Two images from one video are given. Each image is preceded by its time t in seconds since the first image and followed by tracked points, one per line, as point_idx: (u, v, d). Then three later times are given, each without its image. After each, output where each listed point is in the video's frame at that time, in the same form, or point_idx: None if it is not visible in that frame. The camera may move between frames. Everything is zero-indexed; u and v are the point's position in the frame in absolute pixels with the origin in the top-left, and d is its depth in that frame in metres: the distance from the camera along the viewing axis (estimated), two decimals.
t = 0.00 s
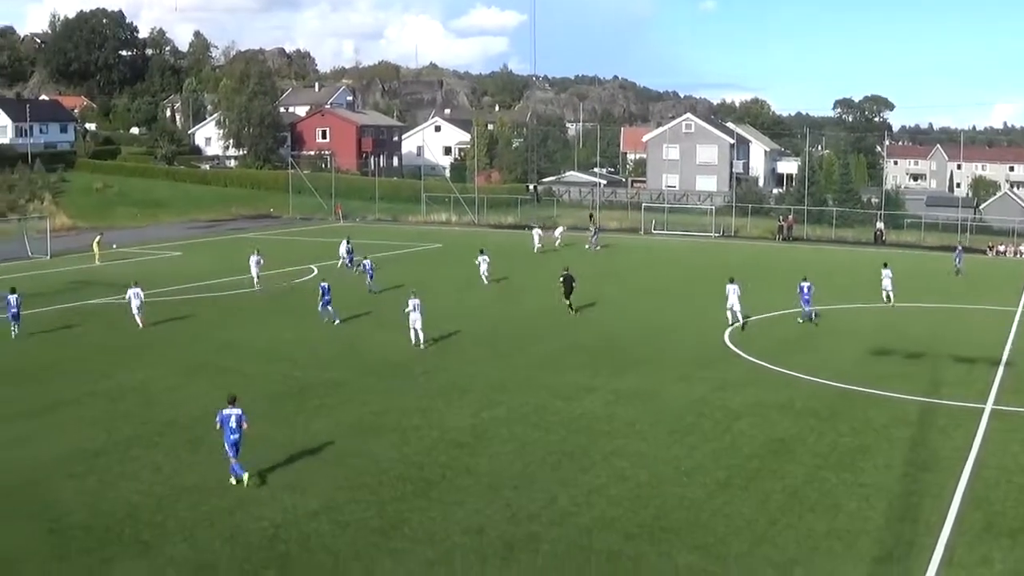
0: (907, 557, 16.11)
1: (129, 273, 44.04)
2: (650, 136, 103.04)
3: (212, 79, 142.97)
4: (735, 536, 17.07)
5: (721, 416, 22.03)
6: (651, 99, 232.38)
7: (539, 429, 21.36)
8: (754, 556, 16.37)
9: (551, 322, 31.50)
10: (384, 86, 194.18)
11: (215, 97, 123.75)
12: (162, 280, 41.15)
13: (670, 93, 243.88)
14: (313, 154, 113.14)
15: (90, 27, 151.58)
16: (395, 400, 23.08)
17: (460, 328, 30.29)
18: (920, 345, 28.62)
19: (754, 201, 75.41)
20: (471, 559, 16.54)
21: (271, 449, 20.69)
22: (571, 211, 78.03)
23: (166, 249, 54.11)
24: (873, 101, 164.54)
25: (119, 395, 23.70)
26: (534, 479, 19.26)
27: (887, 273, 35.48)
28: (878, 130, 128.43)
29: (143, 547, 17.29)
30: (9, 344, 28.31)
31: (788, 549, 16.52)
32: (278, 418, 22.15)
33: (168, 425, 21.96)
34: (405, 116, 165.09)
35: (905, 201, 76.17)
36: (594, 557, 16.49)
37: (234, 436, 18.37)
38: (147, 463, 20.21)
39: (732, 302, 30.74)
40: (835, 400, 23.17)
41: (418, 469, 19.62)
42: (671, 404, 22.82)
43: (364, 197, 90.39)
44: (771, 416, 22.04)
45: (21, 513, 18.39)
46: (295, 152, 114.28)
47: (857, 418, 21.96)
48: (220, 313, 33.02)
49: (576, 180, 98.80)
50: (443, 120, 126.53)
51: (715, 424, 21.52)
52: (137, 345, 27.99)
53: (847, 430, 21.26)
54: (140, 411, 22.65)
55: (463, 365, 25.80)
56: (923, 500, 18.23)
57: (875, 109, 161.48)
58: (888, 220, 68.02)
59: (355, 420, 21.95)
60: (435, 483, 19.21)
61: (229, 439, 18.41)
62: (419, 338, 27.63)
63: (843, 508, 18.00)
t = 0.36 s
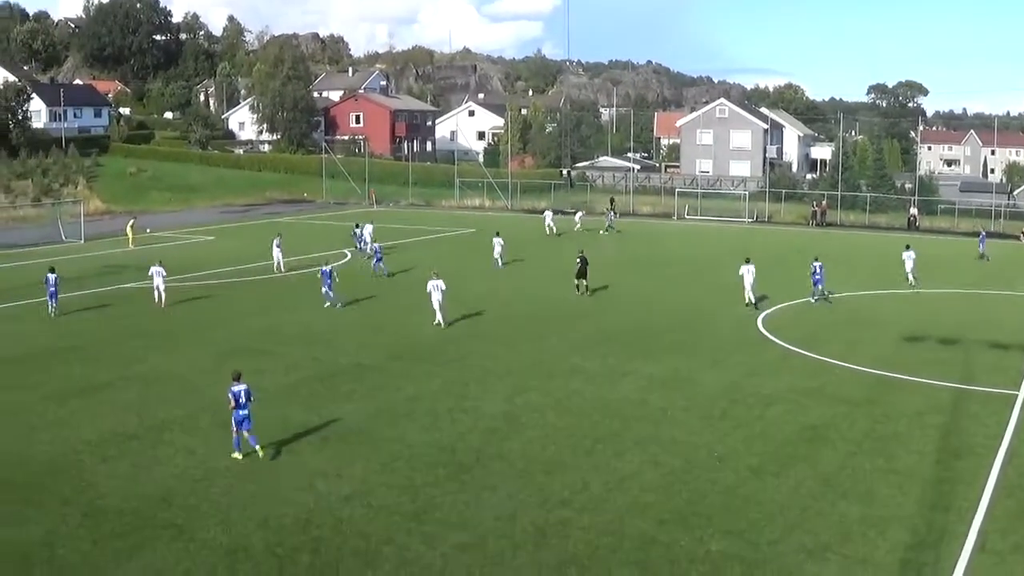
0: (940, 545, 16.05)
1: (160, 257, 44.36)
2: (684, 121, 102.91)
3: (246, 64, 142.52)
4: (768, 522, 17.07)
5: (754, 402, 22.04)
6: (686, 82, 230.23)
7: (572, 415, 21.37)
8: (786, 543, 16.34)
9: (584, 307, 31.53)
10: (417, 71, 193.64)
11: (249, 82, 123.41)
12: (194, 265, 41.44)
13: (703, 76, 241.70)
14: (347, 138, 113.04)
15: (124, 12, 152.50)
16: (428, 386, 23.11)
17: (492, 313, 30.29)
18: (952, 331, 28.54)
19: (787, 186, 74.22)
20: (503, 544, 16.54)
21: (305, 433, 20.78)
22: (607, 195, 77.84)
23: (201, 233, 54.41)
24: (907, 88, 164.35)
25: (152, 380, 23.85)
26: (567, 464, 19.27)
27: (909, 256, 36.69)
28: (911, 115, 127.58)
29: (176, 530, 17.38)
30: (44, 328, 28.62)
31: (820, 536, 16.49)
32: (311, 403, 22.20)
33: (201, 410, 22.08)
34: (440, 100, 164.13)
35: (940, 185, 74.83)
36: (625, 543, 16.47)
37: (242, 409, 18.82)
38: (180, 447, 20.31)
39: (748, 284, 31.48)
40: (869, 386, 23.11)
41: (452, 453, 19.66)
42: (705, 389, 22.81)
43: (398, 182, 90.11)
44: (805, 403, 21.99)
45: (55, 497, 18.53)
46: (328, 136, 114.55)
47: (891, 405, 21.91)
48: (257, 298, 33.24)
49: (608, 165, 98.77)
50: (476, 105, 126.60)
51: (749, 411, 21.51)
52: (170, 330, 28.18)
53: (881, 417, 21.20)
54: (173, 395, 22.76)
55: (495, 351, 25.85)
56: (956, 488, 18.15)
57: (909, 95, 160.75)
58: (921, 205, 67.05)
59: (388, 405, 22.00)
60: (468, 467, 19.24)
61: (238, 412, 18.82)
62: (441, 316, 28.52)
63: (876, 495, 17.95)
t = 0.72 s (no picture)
0: (965, 539, 15.99)
1: (185, 248, 44.54)
2: (711, 113, 102.94)
3: (273, 56, 142.08)
4: (792, 514, 17.04)
5: (779, 395, 22.03)
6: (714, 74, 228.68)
7: (596, 407, 21.38)
8: (811, 536, 16.30)
9: (610, 299, 31.54)
10: (444, 63, 193.11)
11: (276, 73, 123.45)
12: (218, 256, 41.59)
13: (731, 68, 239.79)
14: (373, 129, 113.44)
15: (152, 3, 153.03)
16: (453, 378, 23.17)
17: (517, 305, 30.34)
18: (978, 325, 28.41)
19: (814, 179, 73.57)
20: (528, 536, 16.53)
21: (330, 424, 20.84)
22: (634, 186, 77.51)
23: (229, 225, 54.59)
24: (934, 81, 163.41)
25: (177, 371, 23.97)
26: (592, 456, 19.28)
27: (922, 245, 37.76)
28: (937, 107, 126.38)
29: (201, 521, 17.43)
30: (71, 319, 28.85)
31: (844, 529, 16.45)
32: (335, 395, 22.27)
33: (226, 400, 22.17)
34: (465, 92, 163.61)
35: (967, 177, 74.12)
36: (650, 535, 16.46)
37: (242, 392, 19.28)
38: (205, 438, 20.39)
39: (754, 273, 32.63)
40: (894, 380, 23.07)
41: (476, 445, 19.68)
42: (729, 383, 22.80)
43: (425, 173, 89.68)
44: (830, 396, 21.96)
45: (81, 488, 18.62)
46: (354, 128, 115.00)
47: (916, 399, 21.85)
48: (284, 289, 33.43)
49: (635, 157, 98.82)
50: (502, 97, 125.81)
51: (774, 404, 21.51)
52: (195, 321, 28.32)
53: (906, 411, 21.14)
54: (198, 386, 22.85)
55: (519, 343, 25.89)
56: (982, 482, 18.07)
57: (936, 88, 159.76)
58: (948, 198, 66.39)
59: (413, 397, 22.05)
60: (493, 459, 19.25)
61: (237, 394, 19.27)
62: (456, 305, 29.27)
63: (900, 489, 17.90)
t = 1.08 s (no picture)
0: (990, 540, 15.90)
1: (208, 244, 44.72)
2: (735, 111, 102.86)
3: (297, 52, 141.91)
4: (817, 513, 16.97)
5: (803, 393, 21.99)
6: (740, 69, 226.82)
7: (619, 404, 21.39)
8: (833, 535, 16.25)
9: (632, 296, 31.52)
10: (468, 59, 193.02)
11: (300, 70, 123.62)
12: (241, 252, 41.69)
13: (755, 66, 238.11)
14: (397, 127, 113.76)
15: None
16: (476, 375, 23.19)
17: (540, 303, 30.35)
18: (1002, 324, 28.26)
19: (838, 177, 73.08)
20: (550, 533, 16.52)
21: (352, 420, 20.88)
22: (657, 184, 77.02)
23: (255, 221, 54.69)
24: (959, 78, 162.10)
25: (201, 366, 24.10)
26: (614, 454, 19.26)
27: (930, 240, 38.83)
28: (963, 104, 125.15)
29: (224, 515, 17.48)
30: (97, 314, 29.03)
31: (867, 528, 16.38)
32: (359, 391, 22.30)
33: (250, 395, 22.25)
34: (490, 88, 163.29)
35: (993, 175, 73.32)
36: (672, 533, 16.43)
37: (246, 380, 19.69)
38: (229, 433, 20.42)
39: (761, 266, 33.77)
40: (918, 379, 23.01)
41: (499, 442, 19.69)
42: (753, 381, 22.78)
43: (448, 172, 88.45)
44: (853, 395, 21.92)
45: (105, 483, 18.71)
46: (378, 125, 115.30)
47: (939, 398, 21.79)
48: (309, 285, 33.54)
49: (659, 155, 98.65)
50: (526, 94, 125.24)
51: (797, 402, 21.50)
52: (219, 316, 28.47)
53: (929, 411, 21.10)
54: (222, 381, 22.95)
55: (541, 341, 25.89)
56: (1007, 482, 17.98)
57: (962, 85, 158.55)
58: (972, 196, 65.78)
59: (436, 394, 22.07)
60: (516, 456, 19.28)
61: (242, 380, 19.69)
62: (466, 297, 30.05)
63: (924, 488, 17.83)
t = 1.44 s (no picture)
0: (1015, 542, 15.81)
1: (229, 242, 44.93)
2: (761, 110, 102.97)
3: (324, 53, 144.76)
4: (841, 515, 16.91)
5: (829, 394, 21.95)
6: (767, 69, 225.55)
7: (645, 404, 21.38)
8: (858, 536, 16.18)
9: (657, 296, 31.51)
10: (493, 58, 193.15)
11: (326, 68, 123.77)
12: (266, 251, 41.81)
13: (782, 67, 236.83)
14: (423, 125, 113.95)
15: None
16: (502, 374, 23.19)
17: (566, 302, 30.37)
18: None
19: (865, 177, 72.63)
20: (574, 533, 16.50)
21: (376, 417, 20.90)
22: (682, 185, 76.76)
23: (278, 220, 54.94)
24: (987, 78, 160.91)
25: (226, 363, 24.21)
26: (638, 454, 19.24)
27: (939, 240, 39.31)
28: (990, 104, 124.01)
29: (248, 513, 17.50)
30: (122, 311, 29.19)
31: (891, 529, 16.32)
32: (385, 388, 22.35)
33: (274, 392, 22.31)
34: (516, 87, 163.03)
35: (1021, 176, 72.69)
36: (696, 533, 16.39)
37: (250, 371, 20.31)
38: (254, 431, 20.45)
39: (771, 261, 34.85)
40: (943, 381, 22.92)
41: (524, 441, 19.69)
42: (778, 381, 22.74)
43: (475, 170, 90.20)
44: (878, 396, 21.88)
45: (129, 479, 18.80)
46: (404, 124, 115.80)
47: (965, 400, 21.70)
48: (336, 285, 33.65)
49: (685, 154, 98.78)
50: (552, 94, 125.40)
51: (823, 403, 21.45)
52: (244, 313, 28.62)
53: (954, 412, 21.04)
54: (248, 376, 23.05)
55: (566, 340, 25.90)
56: None
57: (989, 85, 157.35)
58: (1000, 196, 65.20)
59: (461, 392, 22.09)
60: (540, 455, 19.28)
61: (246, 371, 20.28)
62: (477, 293, 30.46)
63: (949, 490, 17.75)
